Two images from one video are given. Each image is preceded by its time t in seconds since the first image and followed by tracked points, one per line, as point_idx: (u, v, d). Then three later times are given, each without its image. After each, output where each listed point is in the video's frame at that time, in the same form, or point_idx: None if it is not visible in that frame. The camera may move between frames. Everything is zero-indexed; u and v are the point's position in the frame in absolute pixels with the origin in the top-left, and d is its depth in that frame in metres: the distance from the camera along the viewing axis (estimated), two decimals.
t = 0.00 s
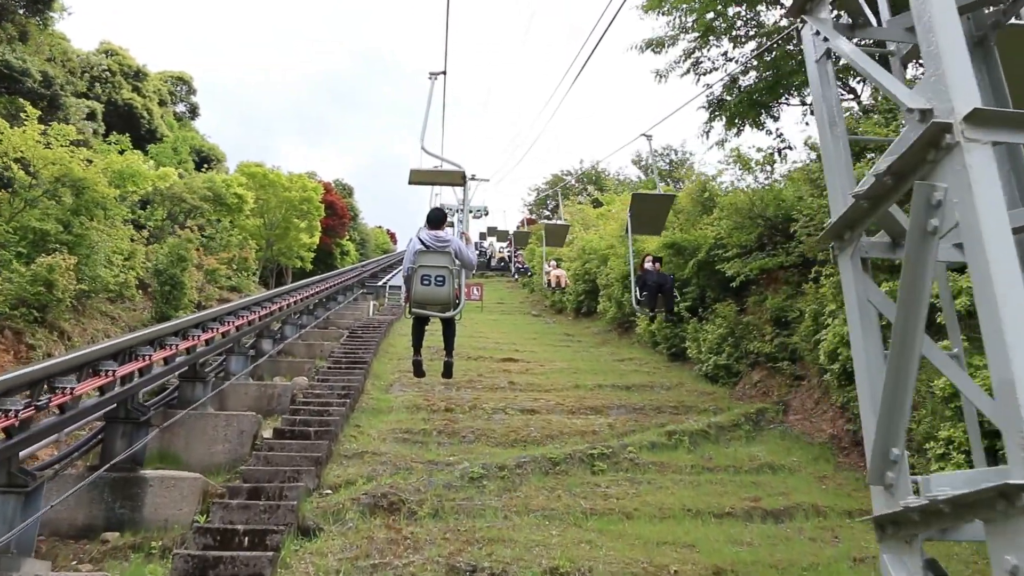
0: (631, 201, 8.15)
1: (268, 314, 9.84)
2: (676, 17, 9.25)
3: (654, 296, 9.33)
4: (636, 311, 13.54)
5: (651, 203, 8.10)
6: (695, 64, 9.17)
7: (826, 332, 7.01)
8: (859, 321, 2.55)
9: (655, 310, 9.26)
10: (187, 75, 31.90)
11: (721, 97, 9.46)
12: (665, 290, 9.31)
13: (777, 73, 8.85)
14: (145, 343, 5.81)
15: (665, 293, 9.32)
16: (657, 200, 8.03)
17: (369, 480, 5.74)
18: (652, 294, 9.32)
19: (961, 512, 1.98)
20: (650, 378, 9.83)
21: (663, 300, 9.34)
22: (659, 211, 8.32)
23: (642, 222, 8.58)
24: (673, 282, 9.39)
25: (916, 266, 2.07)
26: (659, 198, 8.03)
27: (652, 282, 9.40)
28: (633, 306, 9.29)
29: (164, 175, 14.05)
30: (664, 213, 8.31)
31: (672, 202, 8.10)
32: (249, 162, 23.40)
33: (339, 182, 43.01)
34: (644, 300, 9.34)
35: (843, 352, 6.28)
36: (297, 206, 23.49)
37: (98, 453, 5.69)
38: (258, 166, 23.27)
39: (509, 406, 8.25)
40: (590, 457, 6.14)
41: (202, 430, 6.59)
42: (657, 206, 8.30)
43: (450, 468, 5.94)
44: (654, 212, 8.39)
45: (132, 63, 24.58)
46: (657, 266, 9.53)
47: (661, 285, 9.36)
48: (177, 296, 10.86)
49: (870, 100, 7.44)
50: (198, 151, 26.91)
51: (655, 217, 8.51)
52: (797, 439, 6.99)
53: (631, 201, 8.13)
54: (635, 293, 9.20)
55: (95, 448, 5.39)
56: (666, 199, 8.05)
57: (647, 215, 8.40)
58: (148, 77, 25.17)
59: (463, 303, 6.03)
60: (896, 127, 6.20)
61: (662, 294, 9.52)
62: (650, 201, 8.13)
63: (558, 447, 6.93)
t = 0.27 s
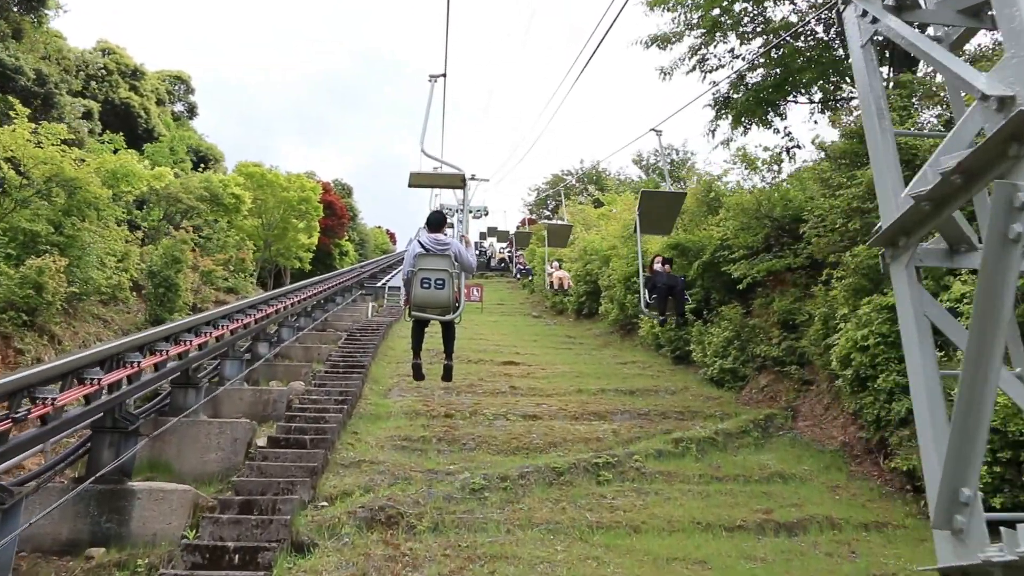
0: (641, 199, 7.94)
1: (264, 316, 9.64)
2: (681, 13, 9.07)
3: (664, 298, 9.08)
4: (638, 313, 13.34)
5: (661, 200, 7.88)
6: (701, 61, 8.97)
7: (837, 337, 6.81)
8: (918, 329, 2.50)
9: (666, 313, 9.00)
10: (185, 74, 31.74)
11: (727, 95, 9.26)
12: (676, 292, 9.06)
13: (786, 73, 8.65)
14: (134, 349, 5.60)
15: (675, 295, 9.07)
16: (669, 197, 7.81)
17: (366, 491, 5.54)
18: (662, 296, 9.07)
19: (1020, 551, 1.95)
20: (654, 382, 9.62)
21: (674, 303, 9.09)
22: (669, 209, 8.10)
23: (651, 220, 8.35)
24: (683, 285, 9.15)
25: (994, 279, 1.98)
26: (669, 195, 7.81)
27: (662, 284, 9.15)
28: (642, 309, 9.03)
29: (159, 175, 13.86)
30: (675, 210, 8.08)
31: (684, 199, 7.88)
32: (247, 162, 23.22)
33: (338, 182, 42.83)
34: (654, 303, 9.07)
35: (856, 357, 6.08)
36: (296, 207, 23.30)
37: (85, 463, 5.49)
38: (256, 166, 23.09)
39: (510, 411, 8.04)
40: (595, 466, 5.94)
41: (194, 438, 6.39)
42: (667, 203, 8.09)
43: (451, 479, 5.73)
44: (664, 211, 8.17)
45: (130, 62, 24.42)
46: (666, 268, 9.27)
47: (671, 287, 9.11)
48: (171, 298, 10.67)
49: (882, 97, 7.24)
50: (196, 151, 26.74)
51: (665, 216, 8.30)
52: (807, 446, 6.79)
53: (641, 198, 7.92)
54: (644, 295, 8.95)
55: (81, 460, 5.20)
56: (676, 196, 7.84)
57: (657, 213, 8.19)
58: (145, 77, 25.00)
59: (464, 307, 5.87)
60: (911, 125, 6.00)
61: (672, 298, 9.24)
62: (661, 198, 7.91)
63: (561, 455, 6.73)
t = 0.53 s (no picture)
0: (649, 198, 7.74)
1: (259, 320, 9.43)
2: (684, 9, 8.88)
3: (674, 301, 8.81)
4: (640, 314, 13.15)
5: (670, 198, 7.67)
6: (705, 57, 8.78)
7: (848, 340, 6.61)
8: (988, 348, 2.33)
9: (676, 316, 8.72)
10: (181, 74, 31.54)
11: (732, 92, 9.06)
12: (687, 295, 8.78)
13: (793, 68, 8.46)
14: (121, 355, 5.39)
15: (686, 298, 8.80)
16: (679, 195, 7.61)
17: (363, 503, 5.33)
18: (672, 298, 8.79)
19: None
20: (657, 385, 9.43)
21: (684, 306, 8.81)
22: (678, 208, 7.90)
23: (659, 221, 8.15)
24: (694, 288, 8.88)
25: None
26: (679, 192, 7.60)
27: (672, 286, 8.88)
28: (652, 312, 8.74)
29: (153, 175, 13.66)
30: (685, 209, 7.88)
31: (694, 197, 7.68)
32: (242, 162, 23.04)
33: (336, 183, 42.65)
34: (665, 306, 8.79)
35: (868, 361, 5.87)
36: (292, 207, 23.11)
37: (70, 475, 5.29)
38: (252, 166, 22.91)
39: (511, 417, 7.84)
40: (600, 475, 5.74)
41: (184, 447, 6.19)
42: (678, 200, 7.87)
43: (451, 490, 5.53)
44: (674, 208, 7.95)
45: (124, 62, 24.25)
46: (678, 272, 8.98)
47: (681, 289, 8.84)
48: (164, 301, 10.47)
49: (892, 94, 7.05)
50: (192, 151, 26.57)
51: (674, 216, 8.10)
52: (817, 452, 6.59)
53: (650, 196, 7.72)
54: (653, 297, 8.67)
55: (66, 471, 5.00)
56: (686, 194, 7.63)
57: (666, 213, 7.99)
58: (140, 76, 24.80)
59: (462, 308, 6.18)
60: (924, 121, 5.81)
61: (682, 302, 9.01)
62: (671, 196, 7.71)
63: (564, 462, 6.53)
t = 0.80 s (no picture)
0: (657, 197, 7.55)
1: (255, 323, 9.25)
2: (686, 5, 8.71)
3: (684, 302, 8.48)
4: (642, 315, 12.98)
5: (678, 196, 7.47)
6: (708, 53, 8.62)
7: (858, 343, 6.43)
8: None
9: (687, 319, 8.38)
10: (178, 75, 31.41)
11: (736, 88, 8.89)
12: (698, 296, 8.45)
13: (798, 64, 8.29)
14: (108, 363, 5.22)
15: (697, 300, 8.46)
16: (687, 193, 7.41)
17: (361, 514, 5.16)
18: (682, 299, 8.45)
19: None
20: (661, 389, 9.26)
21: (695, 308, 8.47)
22: (687, 208, 7.71)
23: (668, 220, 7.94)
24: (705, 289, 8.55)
25: None
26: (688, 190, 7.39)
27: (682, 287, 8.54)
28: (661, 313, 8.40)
29: (147, 177, 13.50)
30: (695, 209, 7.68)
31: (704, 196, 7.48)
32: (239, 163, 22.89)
33: (334, 184, 42.48)
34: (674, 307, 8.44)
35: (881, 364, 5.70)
36: (289, 208, 22.95)
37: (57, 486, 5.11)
38: (249, 167, 22.75)
39: (512, 422, 7.66)
40: (605, 484, 5.57)
41: (177, 456, 6.02)
42: (686, 196, 7.67)
43: (451, 500, 5.35)
44: (680, 205, 7.74)
45: (120, 63, 24.11)
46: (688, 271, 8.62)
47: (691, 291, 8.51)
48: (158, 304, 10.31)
49: (900, 90, 6.89)
50: (189, 153, 26.41)
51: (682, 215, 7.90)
52: (827, 458, 6.42)
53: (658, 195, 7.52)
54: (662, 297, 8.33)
55: (52, 484, 4.82)
56: (691, 190, 7.42)
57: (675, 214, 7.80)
58: (136, 78, 24.66)
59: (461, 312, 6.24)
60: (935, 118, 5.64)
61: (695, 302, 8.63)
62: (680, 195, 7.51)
63: (567, 470, 6.35)
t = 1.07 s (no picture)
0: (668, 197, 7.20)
1: (250, 327, 9.04)
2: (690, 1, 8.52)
3: (698, 307, 8.09)
4: (644, 318, 12.78)
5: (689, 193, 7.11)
6: (713, 50, 8.42)
7: (870, 347, 6.24)
8: None
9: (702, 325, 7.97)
10: (174, 76, 31.22)
11: (742, 86, 8.69)
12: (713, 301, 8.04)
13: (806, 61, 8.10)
14: (94, 372, 5.00)
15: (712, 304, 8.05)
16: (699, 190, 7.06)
17: (357, 528, 4.94)
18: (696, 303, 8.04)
19: None
20: (665, 393, 9.06)
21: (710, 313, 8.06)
22: (699, 206, 7.35)
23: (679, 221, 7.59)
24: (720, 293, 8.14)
25: None
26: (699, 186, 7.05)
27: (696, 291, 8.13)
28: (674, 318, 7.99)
29: (140, 179, 13.30)
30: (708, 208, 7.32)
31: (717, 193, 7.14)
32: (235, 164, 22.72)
33: (332, 185, 42.27)
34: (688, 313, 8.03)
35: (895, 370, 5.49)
36: (286, 210, 22.75)
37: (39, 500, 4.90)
38: (245, 168, 22.56)
39: (513, 428, 7.46)
40: (611, 495, 5.36)
41: (167, 466, 5.81)
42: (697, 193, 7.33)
43: (452, 514, 5.14)
44: (688, 204, 7.37)
45: (116, 63, 23.93)
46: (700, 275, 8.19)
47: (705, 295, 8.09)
48: (151, 308, 10.16)
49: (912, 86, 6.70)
50: (186, 154, 26.22)
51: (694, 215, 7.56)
52: (840, 467, 6.21)
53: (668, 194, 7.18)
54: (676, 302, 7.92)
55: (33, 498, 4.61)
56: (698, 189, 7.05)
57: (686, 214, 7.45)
58: (131, 78, 24.47)
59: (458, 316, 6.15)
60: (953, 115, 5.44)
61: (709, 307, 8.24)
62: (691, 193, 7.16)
63: (572, 479, 6.15)
